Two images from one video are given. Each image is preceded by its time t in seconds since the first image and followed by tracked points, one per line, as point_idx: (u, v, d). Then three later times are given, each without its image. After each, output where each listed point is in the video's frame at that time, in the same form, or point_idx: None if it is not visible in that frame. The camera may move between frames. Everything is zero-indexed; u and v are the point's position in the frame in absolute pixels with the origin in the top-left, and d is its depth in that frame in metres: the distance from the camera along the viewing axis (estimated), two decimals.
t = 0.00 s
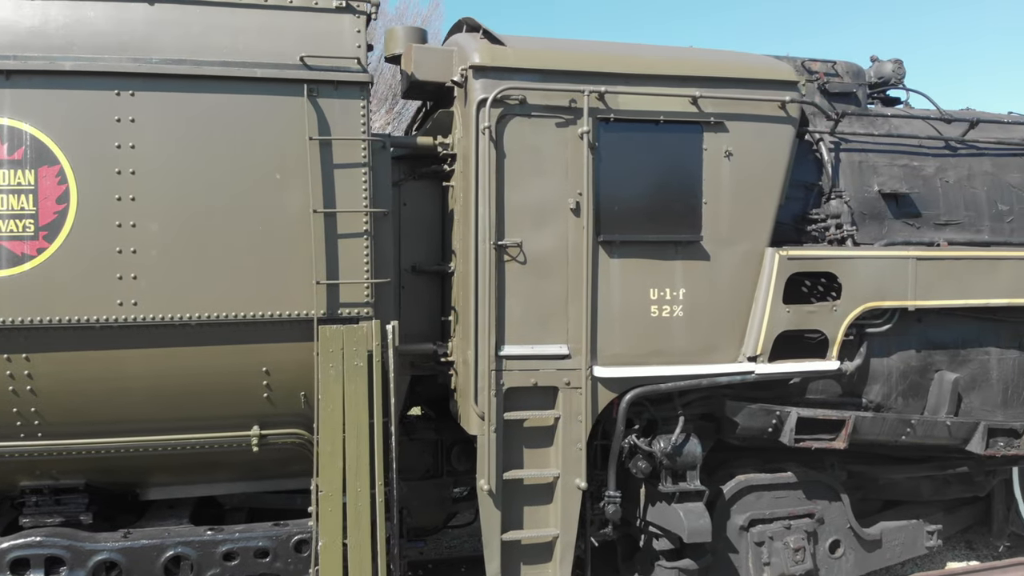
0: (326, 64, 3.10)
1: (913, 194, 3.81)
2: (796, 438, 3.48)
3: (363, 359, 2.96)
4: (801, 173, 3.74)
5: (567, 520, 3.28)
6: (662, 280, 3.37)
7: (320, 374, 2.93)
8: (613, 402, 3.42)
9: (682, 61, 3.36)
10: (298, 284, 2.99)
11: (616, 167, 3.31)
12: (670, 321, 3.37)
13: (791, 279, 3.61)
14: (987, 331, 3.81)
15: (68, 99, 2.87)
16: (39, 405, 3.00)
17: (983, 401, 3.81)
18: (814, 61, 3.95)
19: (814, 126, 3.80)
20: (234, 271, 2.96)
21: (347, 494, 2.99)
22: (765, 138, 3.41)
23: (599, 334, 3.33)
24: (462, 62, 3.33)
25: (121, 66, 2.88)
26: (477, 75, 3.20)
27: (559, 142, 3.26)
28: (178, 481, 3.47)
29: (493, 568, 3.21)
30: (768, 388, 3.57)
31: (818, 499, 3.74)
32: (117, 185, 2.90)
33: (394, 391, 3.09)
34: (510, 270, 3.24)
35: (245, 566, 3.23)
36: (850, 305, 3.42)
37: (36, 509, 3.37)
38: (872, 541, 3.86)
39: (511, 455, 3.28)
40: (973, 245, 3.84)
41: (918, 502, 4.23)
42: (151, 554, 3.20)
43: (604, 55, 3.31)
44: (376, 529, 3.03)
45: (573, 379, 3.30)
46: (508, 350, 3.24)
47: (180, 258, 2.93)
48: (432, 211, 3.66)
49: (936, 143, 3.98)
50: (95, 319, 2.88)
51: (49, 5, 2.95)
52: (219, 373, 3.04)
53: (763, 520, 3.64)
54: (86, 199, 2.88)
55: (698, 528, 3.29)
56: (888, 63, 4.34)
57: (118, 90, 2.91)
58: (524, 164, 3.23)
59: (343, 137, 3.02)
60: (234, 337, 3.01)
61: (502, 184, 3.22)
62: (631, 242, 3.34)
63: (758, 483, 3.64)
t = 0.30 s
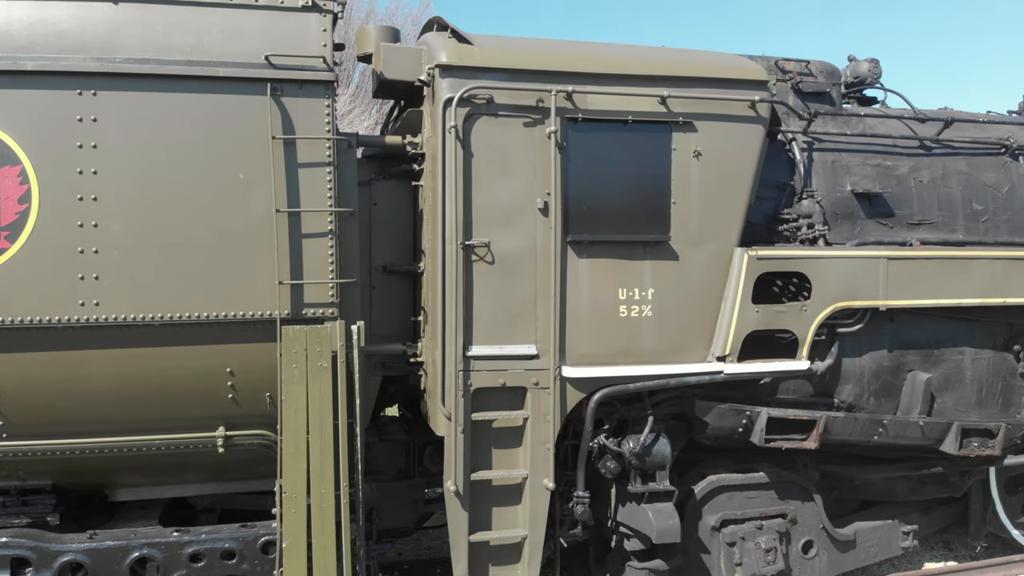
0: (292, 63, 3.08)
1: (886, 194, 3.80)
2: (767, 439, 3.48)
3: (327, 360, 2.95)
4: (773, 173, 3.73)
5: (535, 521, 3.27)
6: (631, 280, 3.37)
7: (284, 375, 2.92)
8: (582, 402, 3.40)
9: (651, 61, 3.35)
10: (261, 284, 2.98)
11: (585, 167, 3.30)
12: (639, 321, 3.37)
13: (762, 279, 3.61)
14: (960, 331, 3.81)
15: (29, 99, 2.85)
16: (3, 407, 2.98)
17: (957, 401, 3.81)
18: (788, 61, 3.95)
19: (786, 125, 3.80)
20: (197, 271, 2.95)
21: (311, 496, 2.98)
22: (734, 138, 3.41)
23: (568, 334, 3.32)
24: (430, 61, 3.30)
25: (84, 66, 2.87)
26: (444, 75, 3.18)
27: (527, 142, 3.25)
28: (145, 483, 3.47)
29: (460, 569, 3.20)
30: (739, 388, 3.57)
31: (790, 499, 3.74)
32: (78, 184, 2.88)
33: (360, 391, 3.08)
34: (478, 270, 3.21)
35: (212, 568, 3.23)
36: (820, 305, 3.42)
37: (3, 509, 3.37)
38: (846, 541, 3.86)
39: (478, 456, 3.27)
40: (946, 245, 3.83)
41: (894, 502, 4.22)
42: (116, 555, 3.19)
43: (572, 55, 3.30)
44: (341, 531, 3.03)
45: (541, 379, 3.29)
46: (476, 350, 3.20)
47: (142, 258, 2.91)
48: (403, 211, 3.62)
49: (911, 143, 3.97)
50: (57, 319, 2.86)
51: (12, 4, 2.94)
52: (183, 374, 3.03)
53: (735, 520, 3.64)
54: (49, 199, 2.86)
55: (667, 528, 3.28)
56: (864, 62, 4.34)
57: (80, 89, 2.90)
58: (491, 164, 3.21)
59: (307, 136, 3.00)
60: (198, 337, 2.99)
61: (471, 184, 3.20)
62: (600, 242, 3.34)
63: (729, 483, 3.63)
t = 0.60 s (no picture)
0: (255, 62, 3.07)
1: (858, 193, 3.80)
2: (736, 439, 3.48)
3: (289, 361, 2.94)
4: (745, 172, 3.71)
5: (502, 522, 3.25)
6: (598, 280, 3.37)
7: (245, 376, 2.91)
8: (551, 403, 3.38)
9: (619, 61, 3.34)
10: (223, 284, 2.97)
11: (552, 167, 3.28)
12: (607, 321, 3.37)
13: (731, 279, 3.61)
14: (933, 331, 3.80)
15: None
16: None
17: (930, 401, 3.79)
18: (761, 60, 3.94)
19: (758, 125, 3.79)
20: (159, 271, 2.93)
21: (274, 497, 2.97)
22: (702, 138, 3.42)
23: (535, 334, 3.31)
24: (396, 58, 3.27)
25: (45, 65, 2.85)
26: (410, 73, 3.16)
27: (494, 142, 3.22)
28: (113, 484, 3.46)
29: (426, 571, 3.18)
30: (709, 388, 3.56)
31: (762, 500, 3.73)
32: (39, 184, 2.86)
33: (323, 392, 3.06)
34: (444, 271, 3.17)
35: (177, 569, 3.22)
36: (788, 305, 3.42)
37: None
38: (819, 542, 3.85)
39: (446, 457, 3.24)
40: (918, 244, 3.82)
41: (870, 503, 4.21)
42: (81, 556, 3.17)
43: (540, 54, 3.29)
44: (305, 533, 3.01)
45: (508, 380, 3.26)
46: (442, 351, 3.18)
47: (104, 258, 2.90)
48: (372, 211, 3.59)
49: (885, 142, 3.96)
50: (18, 320, 2.85)
51: None
52: (147, 374, 3.02)
53: (706, 521, 3.63)
54: (9, 199, 2.84)
55: (635, 529, 3.28)
56: (839, 62, 4.33)
57: (41, 89, 2.87)
58: (457, 163, 3.17)
59: (270, 135, 2.99)
60: (161, 337, 2.98)
61: (437, 183, 3.16)
62: (568, 242, 3.33)
63: (700, 483, 3.62)
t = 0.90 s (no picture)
0: (216, 60, 3.06)
1: (828, 192, 3.79)
2: (703, 438, 3.50)
3: (249, 360, 2.94)
4: (714, 172, 3.71)
5: (467, 523, 3.23)
6: (564, 280, 3.36)
7: (203, 376, 2.90)
8: (517, 401, 3.35)
9: (585, 59, 3.32)
10: (183, 284, 2.97)
11: (518, 166, 3.26)
12: (573, 320, 3.37)
13: (699, 279, 3.62)
14: (904, 331, 3.79)
15: None
16: None
17: (900, 401, 3.77)
18: (731, 59, 3.95)
19: (728, 124, 3.80)
20: (118, 270, 2.93)
21: (234, 498, 2.96)
22: (668, 138, 3.43)
23: (500, 333, 3.28)
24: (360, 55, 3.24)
25: (3, 63, 2.82)
26: (372, 71, 3.12)
27: (458, 140, 3.19)
28: (78, 483, 3.44)
29: (388, 571, 3.16)
30: (676, 387, 3.57)
31: (732, 499, 3.73)
32: None
33: (283, 391, 3.05)
34: (407, 270, 3.14)
35: (139, 569, 3.22)
36: (754, 304, 3.43)
37: None
38: (789, 542, 3.85)
39: (410, 457, 3.21)
40: (888, 243, 3.81)
41: (843, 502, 4.21)
42: (43, 556, 3.16)
43: (504, 52, 3.26)
44: (265, 532, 3.01)
45: (473, 379, 3.23)
46: (405, 350, 3.14)
47: (62, 257, 2.88)
48: (337, 211, 3.56)
49: (857, 141, 3.95)
50: None
51: None
52: (107, 374, 3.02)
53: (674, 520, 3.63)
54: None
55: (600, 528, 3.28)
56: (813, 61, 4.33)
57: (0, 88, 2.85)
58: (420, 162, 3.15)
59: (230, 134, 2.98)
60: (122, 337, 2.98)
61: (400, 181, 3.12)
62: (533, 241, 3.32)
63: (668, 483, 3.62)
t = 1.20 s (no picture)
0: (180, 58, 3.04)
1: (800, 191, 3.78)
2: (672, 437, 3.50)
3: (211, 360, 2.93)
4: (684, 172, 3.72)
5: (434, 523, 3.21)
6: (532, 279, 3.34)
7: (165, 376, 2.89)
8: (484, 400, 3.33)
9: (552, 58, 3.31)
10: (145, 284, 2.96)
11: (485, 165, 3.24)
12: (541, 320, 3.35)
13: (669, 278, 3.63)
14: (876, 330, 3.78)
15: None
16: None
17: (872, 400, 3.77)
18: (703, 58, 3.95)
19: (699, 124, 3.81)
20: (79, 270, 2.92)
21: (196, 498, 2.95)
22: (637, 138, 3.43)
23: (468, 332, 3.25)
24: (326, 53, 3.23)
25: None
26: (336, 69, 3.10)
27: (424, 138, 3.17)
28: (46, 484, 3.43)
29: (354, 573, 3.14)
30: (645, 387, 3.57)
31: (703, 498, 3.73)
32: None
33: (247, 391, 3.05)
34: (372, 268, 3.10)
35: (105, 570, 3.21)
36: (723, 303, 3.43)
37: None
38: (761, 541, 3.85)
39: (377, 458, 3.18)
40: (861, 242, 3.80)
41: (819, 501, 4.19)
42: (8, 557, 3.15)
43: (471, 50, 3.25)
44: (228, 533, 3.00)
45: (440, 379, 3.20)
46: (370, 350, 3.10)
47: (23, 257, 2.87)
48: (308, 209, 3.56)
49: (830, 140, 3.94)
50: None
51: None
52: (71, 374, 3.01)
53: (645, 520, 3.63)
54: None
55: (568, 528, 3.27)
56: (789, 59, 4.31)
57: None
58: (385, 160, 3.12)
59: (192, 133, 2.98)
60: (85, 337, 2.97)
61: (364, 179, 3.10)
62: (500, 240, 3.29)
63: (639, 482, 3.61)
